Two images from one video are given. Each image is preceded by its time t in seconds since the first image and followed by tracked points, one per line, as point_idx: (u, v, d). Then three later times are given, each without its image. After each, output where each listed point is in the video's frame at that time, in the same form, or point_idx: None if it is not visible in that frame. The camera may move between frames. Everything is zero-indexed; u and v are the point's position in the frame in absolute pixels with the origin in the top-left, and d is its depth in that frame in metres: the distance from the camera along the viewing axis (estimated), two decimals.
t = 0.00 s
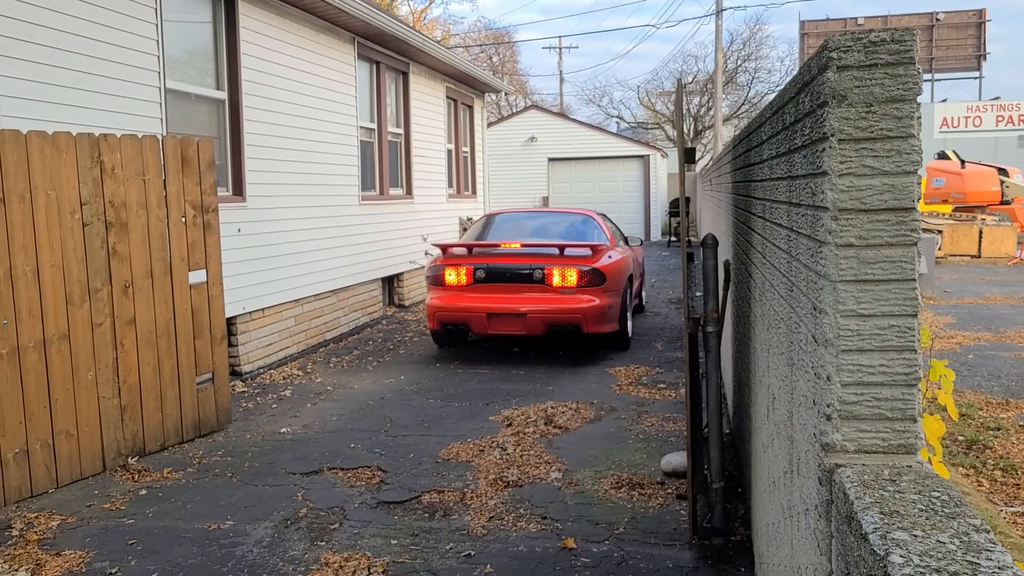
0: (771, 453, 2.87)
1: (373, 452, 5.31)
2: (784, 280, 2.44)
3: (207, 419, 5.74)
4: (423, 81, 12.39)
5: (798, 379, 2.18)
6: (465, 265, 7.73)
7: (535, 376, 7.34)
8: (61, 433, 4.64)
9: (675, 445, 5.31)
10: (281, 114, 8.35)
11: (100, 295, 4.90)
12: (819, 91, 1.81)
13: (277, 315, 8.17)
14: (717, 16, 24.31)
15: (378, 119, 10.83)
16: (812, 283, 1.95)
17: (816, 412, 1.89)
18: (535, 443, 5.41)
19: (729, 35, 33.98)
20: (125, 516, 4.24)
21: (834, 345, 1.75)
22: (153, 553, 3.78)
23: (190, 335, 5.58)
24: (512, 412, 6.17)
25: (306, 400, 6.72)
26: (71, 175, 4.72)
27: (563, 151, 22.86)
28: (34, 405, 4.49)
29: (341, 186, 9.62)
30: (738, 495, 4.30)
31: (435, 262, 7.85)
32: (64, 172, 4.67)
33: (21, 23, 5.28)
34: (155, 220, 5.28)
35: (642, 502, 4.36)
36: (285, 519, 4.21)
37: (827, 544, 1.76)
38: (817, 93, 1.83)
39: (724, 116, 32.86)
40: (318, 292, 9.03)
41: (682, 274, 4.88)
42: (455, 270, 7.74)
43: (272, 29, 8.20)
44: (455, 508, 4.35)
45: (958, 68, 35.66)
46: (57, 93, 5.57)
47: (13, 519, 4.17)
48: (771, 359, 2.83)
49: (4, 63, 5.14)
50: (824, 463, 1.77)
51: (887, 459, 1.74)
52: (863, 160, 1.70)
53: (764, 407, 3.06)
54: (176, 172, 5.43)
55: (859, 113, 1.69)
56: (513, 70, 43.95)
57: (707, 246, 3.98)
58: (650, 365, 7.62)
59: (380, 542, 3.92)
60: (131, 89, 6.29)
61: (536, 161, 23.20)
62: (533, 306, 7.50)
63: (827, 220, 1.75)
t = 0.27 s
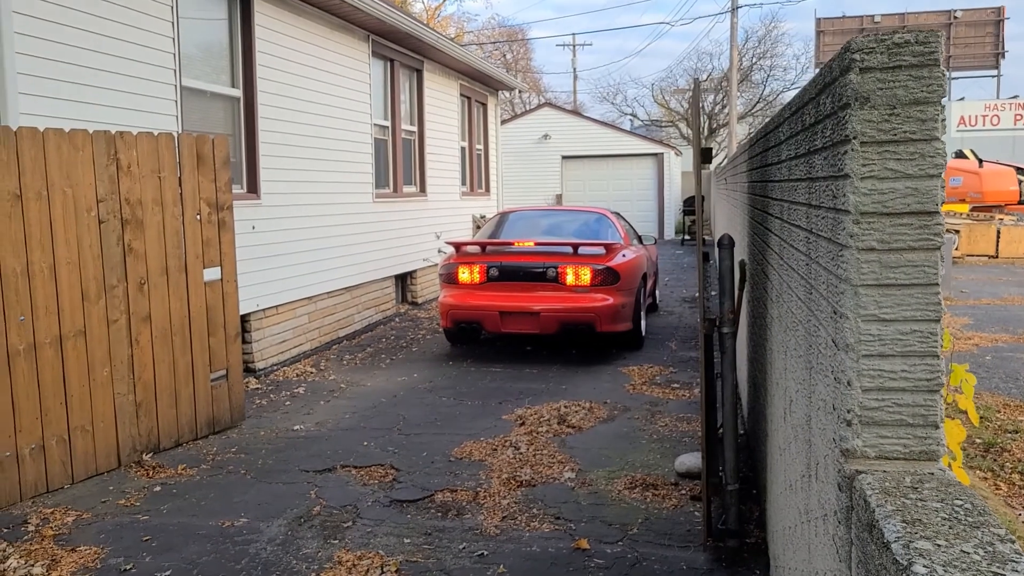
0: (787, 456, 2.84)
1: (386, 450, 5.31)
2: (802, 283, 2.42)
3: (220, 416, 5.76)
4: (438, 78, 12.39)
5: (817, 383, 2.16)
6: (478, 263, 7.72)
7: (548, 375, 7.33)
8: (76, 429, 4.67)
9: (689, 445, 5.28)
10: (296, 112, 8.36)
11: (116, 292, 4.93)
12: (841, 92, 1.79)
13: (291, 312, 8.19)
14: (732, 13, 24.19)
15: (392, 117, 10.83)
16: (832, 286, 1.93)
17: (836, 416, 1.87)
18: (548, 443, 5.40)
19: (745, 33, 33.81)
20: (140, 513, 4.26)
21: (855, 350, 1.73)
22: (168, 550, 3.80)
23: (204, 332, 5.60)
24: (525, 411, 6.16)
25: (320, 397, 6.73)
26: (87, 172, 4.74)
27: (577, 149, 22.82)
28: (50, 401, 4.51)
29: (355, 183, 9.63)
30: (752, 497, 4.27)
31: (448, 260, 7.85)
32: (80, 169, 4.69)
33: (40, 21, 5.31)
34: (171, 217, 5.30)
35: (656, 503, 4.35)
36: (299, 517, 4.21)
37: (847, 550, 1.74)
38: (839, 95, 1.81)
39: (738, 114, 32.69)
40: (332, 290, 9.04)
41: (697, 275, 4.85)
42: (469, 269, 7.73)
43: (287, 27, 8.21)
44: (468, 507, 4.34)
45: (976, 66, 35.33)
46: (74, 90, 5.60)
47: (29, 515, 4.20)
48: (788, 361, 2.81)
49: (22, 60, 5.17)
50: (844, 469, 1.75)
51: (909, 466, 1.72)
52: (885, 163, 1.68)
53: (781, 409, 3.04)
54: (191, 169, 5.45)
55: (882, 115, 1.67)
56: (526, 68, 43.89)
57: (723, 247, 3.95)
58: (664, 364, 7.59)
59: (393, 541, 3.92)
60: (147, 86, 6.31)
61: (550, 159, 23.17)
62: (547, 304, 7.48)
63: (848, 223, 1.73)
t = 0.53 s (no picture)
0: (786, 456, 2.84)
1: (386, 450, 5.31)
2: (802, 283, 2.42)
3: (220, 415, 5.76)
4: (438, 78, 12.38)
5: (816, 383, 2.16)
6: (479, 263, 7.72)
7: (547, 375, 7.33)
8: (76, 429, 4.66)
9: (689, 445, 5.28)
10: (296, 111, 8.36)
11: (116, 292, 4.93)
12: (841, 92, 1.79)
13: (291, 311, 8.19)
14: (732, 14, 24.20)
15: (393, 117, 10.83)
16: (831, 287, 1.93)
17: (836, 418, 1.87)
18: (548, 442, 5.40)
19: (745, 33, 33.82)
20: (139, 512, 4.26)
21: (855, 351, 1.73)
22: (167, 549, 3.80)
23: (204, 331, 5.60)
24: (524, 411, 6.16)
25: (320, 397, 6.73)
26: (87, 171, 4.74)
27: (577, 149, 22.82)
28: (50, 400, 4.51)
29: (355, 183, 9.63)
30: (751, 496, 4.27)
31: (448, 260, 7.85)
32: (80, 168, 4.69)
33: (39, 20, 5.31)
34: (171, 216, 5.30)
35: (655, 503, 4.35)
36: (298, 516, 4.22)
37: (846, 552, 1.74)
38: (839, 94, 1.81)
39: (738, 115, 32.70)
40: (332, 289, 9.04)
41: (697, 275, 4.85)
42: (469, 268, 7.74)
43: (288, 27, 8.21)
44: (467, 507, 4.34)
45: (976, 66, 35.34)
46: (74, 90, 5.59)
47: (28, 514, 4.20)
48: (788, 361, 2.81)
49: (22, 60, 5.17)
50: (843, 470, 1.75)
51: (908, 468, 1.72)
52: (885, 162, 1.68)
53: (780, 409, 3.04)
54: (191, 169, 5.45)
55: (883, 115, 1.67)
56: (527, 68, 43.90)
57: (723, 247, 3.96)
58: (663, 364, 7.59)
59: (392, 540, 3.92)
60: (147, 86, 6.31)
61: (550, 159, 23.17)
62: (547, 304, 7.48)
63: (848, 224, 1.73)
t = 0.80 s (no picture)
0: (783, 459, 2.85)
1: (386, 451, 5.32)
2: (798, 286, 2.43)
3: (221, 416, 5.78)
4: (439, 78, 12.39)
5: (811, 387, 2.16)
6: (479, 263, 7.73)
7: (548, 375, 7.34)
8: (76, 430, 4.68)
9: (688, 445, 5.29)
10: (297, 112, 8.37)
11: (116, 293, 4.94)
12: (834, 98, 1.80)
13: (292, 311, 8.21)
14: (733, 13, 24.18)
15: (394, 117, 10.83)
16: (825, 292, 1.94)
17: (830, 422, 1.87)
18: (548, 443, 5.41)
19: (746, 32, 33.80)
20: (140, 513, 4.28)
21: (848, 356, 1.74)
22: (167, 551, 3.81)
23: (205, 332, 5.61)
24: (525, 411, 6.17)
25: (321, 397, 6.75)
26: (87, 173, 4.75)
27: (579, 148, 22.82)
28: (50, 402, 4.53)
29: (356, 183, 9.64)
30: (750, 497, 4.28)
31: (449, 260, 7.86)
32: (80, 170, 4.71)
33: (39, 22, 5.32)
34: (171, 218, 5.32)
35: (654, 504, 4.35)
36: (299, 517, 4.23)
37: (840, 557, 1.75)
38: (833, 100, 1.82)
39: (739, 113, 32.67)
40: (333, 290, 9.05)
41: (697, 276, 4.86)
42: (469, 269, 7.75)
43: (288, 28, 8.22)
44: (467, 508, 4.35)
45: (977, 64, 35.29)
46: (75, 92, 5.61)
47: (29, 516, 4.21)
48: (785, 363, 2.81)
49: (22, 61, 5.19)
50: (836, 475, 1.76)
51: (901, 473, 1.72)
52: (878, 169, 1.68)
53: (777, 411, 3.05)
54: (191, 170, 5.46)
55: (875, 122, 1.67)
56: (528, 67, 43.90)
57: (721, 250, 3.96)
58: (664, 364, 7.60)
59: (392, 541, 3.93)
60: (147, 88, 6.32)
61: (551, 158, 23.17)
62: (547, 304, 7.49)
63: (841, 229, 1.74)
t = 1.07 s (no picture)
0: (780, 455, 2.86)
1: (385, 448, 5.33)
2: (795, 283, 2.43)
3: (221, 414, 5.79)
4: (439, 76, 12.39)
5: (808, 383, 2.17)
6: (479, 262, 7.74)
7: (547, 373, 7.35)
8: (76, 427, 4.69)
9: (687, 443, 5.30)
10: (297, 111, 8.37)
11: (116, 291, 4.95)
12: (831, 95, 1.80)
13: (292, 310, 8.22)
14: (733, 12, 24.19)
15: (393, 116, 10.83)
16: (822, 288, 1.94)
17: (825, 418, 1.88)
18: (547, 441, 5.42)
19: (746, 31, 33.82)
20: (139, 511, 4.28)
21: (844, 352, 1.74)
22: (166, 548, 3.82)
23: (205, 330, 5.62)
24: (524, 409, 6.18)
25: (320, 395, 6.76)
26: (87, 171, 4.76)
27: (578, 147, 22.83)
28: (50, 399, 4.54)
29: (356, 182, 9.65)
30: (748, 494, 4.29)
31: (449, 259, 7.87)
32: (80, 168, 4.71)
33: (39, 20, 5.32)
34: (171, 216, 5.32)
35: (652, 501, 4.36)
36: (298, 514, 4.24)
37: (835, 551, 1.76)
38: (829, 97, 1.82)
39: (739, 112, 32.68)
40: (333, 288, 9.06)
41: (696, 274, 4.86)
42: (469, 267, 7.75)
43: (288, 26, 8.23)
44: (466, 505, 4.36)
45: (976, 64, 35.32)
46: (75, 90, 5.62)
47: (28, 513, 4.22)
48: (782, 360, 2.82)
49: (22, 59, 5.20)
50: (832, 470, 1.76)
51: (896, 467, 1.73)
52: (874, 165, 1.69)
53: (775, 408, 3.05)
54: (191, 168, 5.47)
55: (872, 118, 1.68)
56: (528, 66, 43.91)
57: (719, 247, 3.97)
58: (663, 362, 7.61)
59: (391, 538, 3.94)
60: (147, 86, 6.32)
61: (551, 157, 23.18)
62: (546, 303, 7.50)
63: (837, 226, 1.74)
